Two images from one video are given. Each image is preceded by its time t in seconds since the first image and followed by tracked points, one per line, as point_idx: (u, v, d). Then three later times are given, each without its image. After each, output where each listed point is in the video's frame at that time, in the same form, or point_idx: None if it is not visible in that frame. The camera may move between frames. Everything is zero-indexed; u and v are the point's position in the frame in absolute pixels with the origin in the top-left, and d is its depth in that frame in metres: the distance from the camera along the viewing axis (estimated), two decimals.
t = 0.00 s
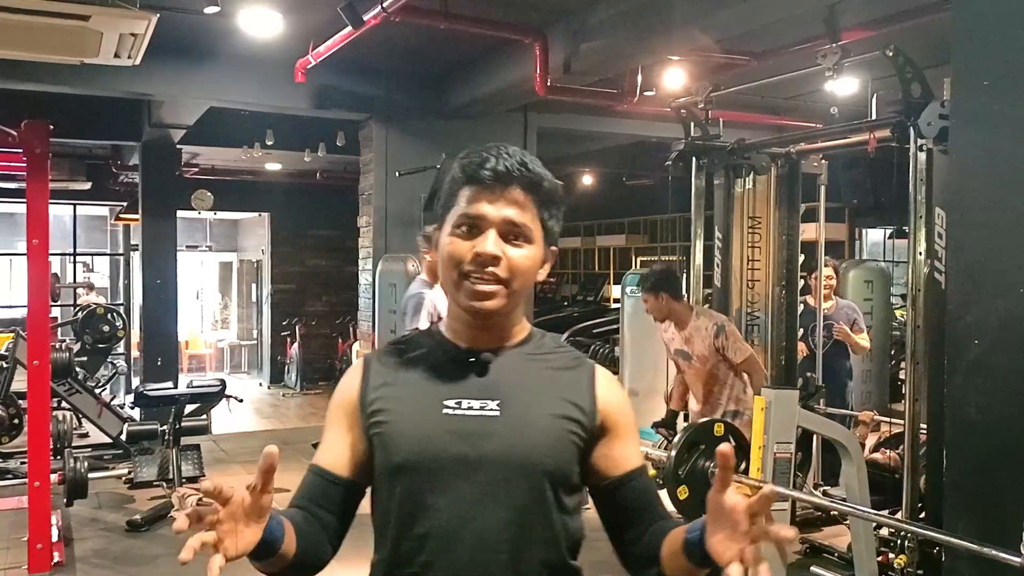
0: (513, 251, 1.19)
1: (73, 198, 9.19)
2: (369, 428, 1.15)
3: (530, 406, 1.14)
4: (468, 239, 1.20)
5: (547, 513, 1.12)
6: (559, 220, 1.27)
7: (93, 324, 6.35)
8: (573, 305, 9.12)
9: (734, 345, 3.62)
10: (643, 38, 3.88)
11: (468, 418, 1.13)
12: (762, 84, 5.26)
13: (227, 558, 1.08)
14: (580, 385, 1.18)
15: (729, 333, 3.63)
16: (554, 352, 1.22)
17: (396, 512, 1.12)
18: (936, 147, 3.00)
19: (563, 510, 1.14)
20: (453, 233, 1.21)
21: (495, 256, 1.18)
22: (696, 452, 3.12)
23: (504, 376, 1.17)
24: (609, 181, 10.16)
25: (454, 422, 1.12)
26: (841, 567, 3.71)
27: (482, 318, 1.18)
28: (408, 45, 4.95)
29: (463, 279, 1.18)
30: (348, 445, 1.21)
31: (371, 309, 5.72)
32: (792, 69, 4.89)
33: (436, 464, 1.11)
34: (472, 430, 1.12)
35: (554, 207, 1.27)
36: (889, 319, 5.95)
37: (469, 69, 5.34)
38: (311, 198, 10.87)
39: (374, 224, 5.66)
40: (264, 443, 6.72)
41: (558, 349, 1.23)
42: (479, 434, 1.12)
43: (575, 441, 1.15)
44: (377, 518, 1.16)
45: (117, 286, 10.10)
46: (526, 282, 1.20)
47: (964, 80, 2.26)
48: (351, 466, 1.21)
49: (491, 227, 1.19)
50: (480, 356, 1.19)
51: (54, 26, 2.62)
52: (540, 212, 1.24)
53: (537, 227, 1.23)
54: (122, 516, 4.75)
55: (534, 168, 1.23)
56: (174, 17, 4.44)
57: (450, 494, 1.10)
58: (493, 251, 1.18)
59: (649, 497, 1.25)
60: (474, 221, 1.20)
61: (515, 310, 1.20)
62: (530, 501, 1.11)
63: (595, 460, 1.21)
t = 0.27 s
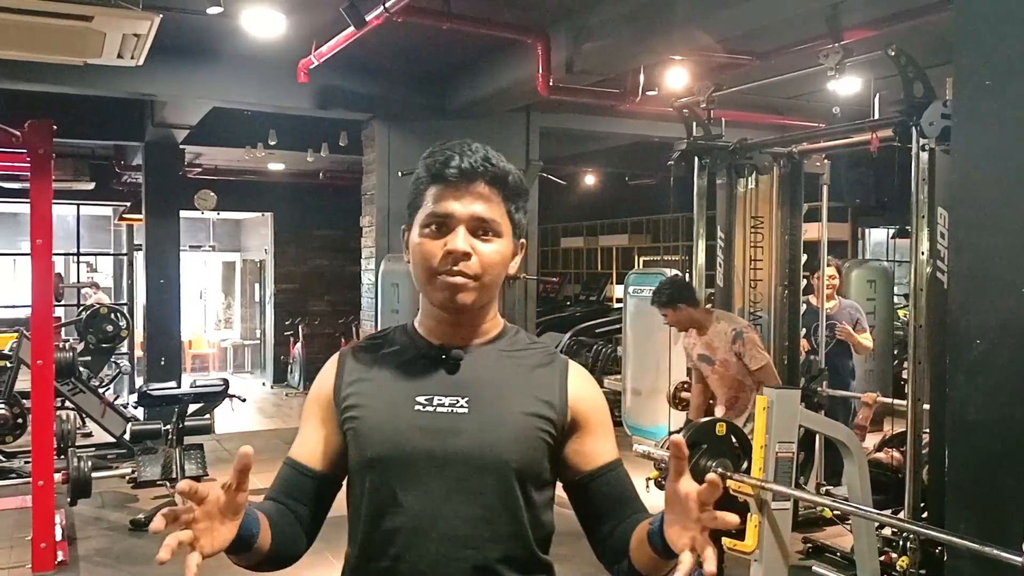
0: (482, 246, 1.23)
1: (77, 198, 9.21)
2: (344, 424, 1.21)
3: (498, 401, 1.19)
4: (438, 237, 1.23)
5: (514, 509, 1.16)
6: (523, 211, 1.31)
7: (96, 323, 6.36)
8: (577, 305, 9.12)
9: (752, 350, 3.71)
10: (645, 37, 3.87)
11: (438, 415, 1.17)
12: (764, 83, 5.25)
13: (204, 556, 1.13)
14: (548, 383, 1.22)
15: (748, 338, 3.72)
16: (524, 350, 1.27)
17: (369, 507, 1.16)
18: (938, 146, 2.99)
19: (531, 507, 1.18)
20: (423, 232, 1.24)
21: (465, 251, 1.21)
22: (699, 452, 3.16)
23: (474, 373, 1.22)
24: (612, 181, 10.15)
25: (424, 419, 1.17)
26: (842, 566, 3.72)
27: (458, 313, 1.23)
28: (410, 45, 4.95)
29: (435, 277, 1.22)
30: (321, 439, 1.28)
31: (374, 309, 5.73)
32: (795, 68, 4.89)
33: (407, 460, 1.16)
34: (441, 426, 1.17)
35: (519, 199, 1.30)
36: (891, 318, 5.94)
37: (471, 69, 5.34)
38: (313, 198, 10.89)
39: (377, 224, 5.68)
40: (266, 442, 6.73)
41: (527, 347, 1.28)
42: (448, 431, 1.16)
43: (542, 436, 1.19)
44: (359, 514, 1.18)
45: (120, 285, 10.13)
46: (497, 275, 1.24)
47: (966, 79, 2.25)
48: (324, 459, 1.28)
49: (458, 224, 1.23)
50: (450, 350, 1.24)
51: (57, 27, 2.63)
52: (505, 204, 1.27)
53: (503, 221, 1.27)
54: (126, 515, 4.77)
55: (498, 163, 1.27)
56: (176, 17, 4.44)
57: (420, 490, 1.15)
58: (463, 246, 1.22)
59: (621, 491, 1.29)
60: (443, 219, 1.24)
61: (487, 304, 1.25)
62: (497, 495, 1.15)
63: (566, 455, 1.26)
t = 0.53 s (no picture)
0: (473, 244, 1.23)
1: (83, 198, 9.24)
2: (336, 422, 1.20)
3: (490, 403, 1.18)
4: (430, 237, 1.23)
5: (505, 511, 1.16)
6: (513, 209, 1.32)
7: (102, 323, 6.38)
8: (581, 305, 9.11)
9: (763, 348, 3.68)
10: (651, 37, 3.87)
11: (431, 417, 1.17)
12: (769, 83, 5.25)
13: None
14: (540, 384, 1.22)
15: (759, 335, 3.69)
16: (516, 350, 1.27)
17: (361, 508, 1.17)
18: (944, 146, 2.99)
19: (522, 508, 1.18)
20: (415, 232, 1.25)
21: (457, 250, 1.22)
22: (704, 452, 3.13)
23: (466, 374, 1.21)
24: (617, 181, 10.14)
25: (416, 421, 1.17)
26: (847, 567, 3.71)
27: (451, 312, 1.23)
28: (415, 45, 4.96)
29: (428, 277, 1.22)
30: (311, 437, 1.26)
31: (378, 309, 5.73)
32: (800, 68, 4.88)
33: (400, 461, 1.16)
34: (434, 428, 1.16)
35: (508, 197, 1.31)
36: (897, 318, 5.92)
37: (476, 69, 5.34)
38: (318, 198, 10.90)
39: (381, 224, 5.68)
40: (271, 442, 6.75)
41: (519, 346, 1.27)
42: (441, 433, 1.16)
43: (534, 438, 1.19)
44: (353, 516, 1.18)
45: (126, 285, 10.15)
46: (489, 274, 1.25)
47: (971, 79, 2.25)
48: (316, 457, 1.26)
49: (449, 223, 1.23)
50: (444, 350, 1.24)
51: (64, 28, 2.64)
52: (495, 203, 1.28)
53: (495, 220, 1.27)
54: (132, 515, 4.78)
55: (487, 163, 1.27)
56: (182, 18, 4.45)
57: (412, 491, 1.15)
58: (455, 245, 1.22)
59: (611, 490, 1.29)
60: (434, 219, 1.24)
61: (479, 302, 1.25)
62: (489, 497, 1.15)
63: (557, 456, 1.26)
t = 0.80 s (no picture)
0: (491, 244, 1.17)
1: (92, 199, 9.28)
2: (359, 426, 1.13)
3: (521, 401, 1.13)
4: (447, 241, 1.17)
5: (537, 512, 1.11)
6: (526, 208, 1.26)
7: (110, 323, 6.41)
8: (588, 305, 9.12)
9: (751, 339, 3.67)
10: (658, 38, 3.86)
11: (461, 417, 1.11)
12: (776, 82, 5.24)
13: None
14: (566, 383, 1.16)
15: (746, 325, 3.69)
16: (539, 348, 1.21)
17: (389, 512, 1.10)
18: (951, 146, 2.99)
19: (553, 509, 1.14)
20: (430, 237, 1.19)
21: (476, 252, 1.15)
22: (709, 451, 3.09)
23: (494, 373, 1.15)
24: (623, 181, 10.13)
25: (446, 422, 1.11)
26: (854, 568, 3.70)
27: (474, 314, 1.17)
28: (421, 47, 4.98)
29: (449, 280, 1.16)
30: (328, 440, 1.16)
31: (385, 309, 5.75)
32: (807, 67, 4.87)
33: (428, 464, 1.09)
34: (464, 430, 1.10)
35: (522, 197, 1.25)
36: (905, 318, 5.90)
37: (483, 69, 5.35)
38: (325, 198, 10.93)
39: (388, 223, 5.69)
40: (279, 442, 6.77)
41: (542, 345, 1.22)
42: (470, 434, 1.10)
43: (567, 437, 1.14)
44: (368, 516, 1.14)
45: (134, 285, 10.19)
46: (510, 273, 1.19)
47: (978, 79, 2.24)
48: (335, 463, 1.16)
49: (465, 225, 1.17)
50: (468, 352, 1.18)
51: (73, 29, 2.65)
52: (509, 203, 1.22)
53: (510, 221, 1.21)
54: (139, 514, 4.80)
55: (498, 165, 1.21)
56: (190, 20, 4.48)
57: (443, 494, 1.09)
58: (474, 247, 1.16)
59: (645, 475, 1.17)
60: (449, 221, 1.18)
61: (500, 303, 1.19)
62: (524, 499, 1.10)
63: (585, 450, 1.19)
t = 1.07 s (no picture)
0: (523, 240, 1.14)
1: (101, 199, 9.32)
2: (399, 432, 1.13)
3: (555, 404, 1.10)
4: (478, 239, 1.15)
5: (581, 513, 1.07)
6: (561, 206, 1.21)
7: (119, 323, 6.44)
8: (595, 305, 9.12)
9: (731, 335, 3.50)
10: (664, 37, 3.86)
11: (494, 422, 1.09)
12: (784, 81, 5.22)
13: None
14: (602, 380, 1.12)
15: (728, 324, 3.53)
16: (581, 348, 1.17)
17: (433, 516, 1.10)
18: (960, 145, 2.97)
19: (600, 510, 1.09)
20: (462, 237, 1.16)
21: (508, 248, 1.13)
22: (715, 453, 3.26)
23: (529, 375, 1.12)
24: (631, 180, 10.12)
25: (479, 427, 1.09)
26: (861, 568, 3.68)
27: (510, 315, 1.13)
28: (428, 46, 4.99)
29: (482, 281, 1.14)
30: (374, 446, 1.18)
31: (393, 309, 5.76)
32: (815, 67, 4.85)
33: (466, 468, 1.08)
34: (497, 435, 1.08)
35: (557, 192, 1.21)
36: (913, 318, 5.87)
37: (489, 69, 5.35)
38: (333, 198, 10.95)
39: (396, 223, 5.70)
40: (287, 441, 6.79)
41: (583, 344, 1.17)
42: (505, 438, 1.08)
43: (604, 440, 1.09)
44: (409, 518, 1.14)
45: (143, 285, 10.25)
46: (545, 269, 1.15)
47: (986, 79, 2.23)
48: (382, 465, 1.18)
49: (496, 221, 1.15)
50: (505, 356, 1.15)
51: (83, 30, 2.66)
52: (542, 198, 1.18)
53: (544, 218, 1.18)
54: (148, 513, 4.82)
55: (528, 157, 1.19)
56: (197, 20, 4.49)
57: (478, 499, 1.07)
58: (506, 244, 1.13)
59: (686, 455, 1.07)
60: (481, 219, 1.15)
61: (536, 303, 1.15)
62: (561, 504, 1.06)
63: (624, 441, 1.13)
